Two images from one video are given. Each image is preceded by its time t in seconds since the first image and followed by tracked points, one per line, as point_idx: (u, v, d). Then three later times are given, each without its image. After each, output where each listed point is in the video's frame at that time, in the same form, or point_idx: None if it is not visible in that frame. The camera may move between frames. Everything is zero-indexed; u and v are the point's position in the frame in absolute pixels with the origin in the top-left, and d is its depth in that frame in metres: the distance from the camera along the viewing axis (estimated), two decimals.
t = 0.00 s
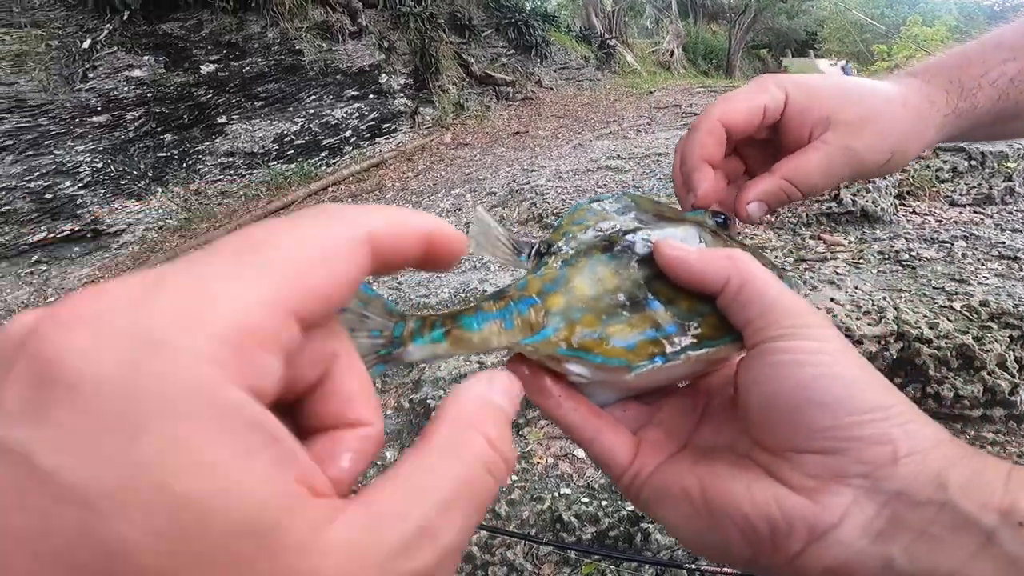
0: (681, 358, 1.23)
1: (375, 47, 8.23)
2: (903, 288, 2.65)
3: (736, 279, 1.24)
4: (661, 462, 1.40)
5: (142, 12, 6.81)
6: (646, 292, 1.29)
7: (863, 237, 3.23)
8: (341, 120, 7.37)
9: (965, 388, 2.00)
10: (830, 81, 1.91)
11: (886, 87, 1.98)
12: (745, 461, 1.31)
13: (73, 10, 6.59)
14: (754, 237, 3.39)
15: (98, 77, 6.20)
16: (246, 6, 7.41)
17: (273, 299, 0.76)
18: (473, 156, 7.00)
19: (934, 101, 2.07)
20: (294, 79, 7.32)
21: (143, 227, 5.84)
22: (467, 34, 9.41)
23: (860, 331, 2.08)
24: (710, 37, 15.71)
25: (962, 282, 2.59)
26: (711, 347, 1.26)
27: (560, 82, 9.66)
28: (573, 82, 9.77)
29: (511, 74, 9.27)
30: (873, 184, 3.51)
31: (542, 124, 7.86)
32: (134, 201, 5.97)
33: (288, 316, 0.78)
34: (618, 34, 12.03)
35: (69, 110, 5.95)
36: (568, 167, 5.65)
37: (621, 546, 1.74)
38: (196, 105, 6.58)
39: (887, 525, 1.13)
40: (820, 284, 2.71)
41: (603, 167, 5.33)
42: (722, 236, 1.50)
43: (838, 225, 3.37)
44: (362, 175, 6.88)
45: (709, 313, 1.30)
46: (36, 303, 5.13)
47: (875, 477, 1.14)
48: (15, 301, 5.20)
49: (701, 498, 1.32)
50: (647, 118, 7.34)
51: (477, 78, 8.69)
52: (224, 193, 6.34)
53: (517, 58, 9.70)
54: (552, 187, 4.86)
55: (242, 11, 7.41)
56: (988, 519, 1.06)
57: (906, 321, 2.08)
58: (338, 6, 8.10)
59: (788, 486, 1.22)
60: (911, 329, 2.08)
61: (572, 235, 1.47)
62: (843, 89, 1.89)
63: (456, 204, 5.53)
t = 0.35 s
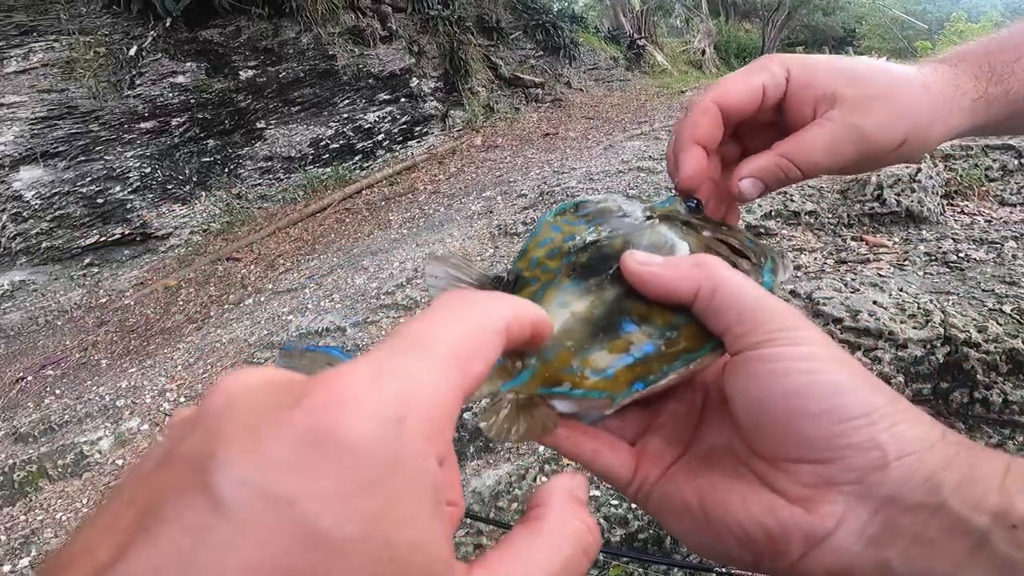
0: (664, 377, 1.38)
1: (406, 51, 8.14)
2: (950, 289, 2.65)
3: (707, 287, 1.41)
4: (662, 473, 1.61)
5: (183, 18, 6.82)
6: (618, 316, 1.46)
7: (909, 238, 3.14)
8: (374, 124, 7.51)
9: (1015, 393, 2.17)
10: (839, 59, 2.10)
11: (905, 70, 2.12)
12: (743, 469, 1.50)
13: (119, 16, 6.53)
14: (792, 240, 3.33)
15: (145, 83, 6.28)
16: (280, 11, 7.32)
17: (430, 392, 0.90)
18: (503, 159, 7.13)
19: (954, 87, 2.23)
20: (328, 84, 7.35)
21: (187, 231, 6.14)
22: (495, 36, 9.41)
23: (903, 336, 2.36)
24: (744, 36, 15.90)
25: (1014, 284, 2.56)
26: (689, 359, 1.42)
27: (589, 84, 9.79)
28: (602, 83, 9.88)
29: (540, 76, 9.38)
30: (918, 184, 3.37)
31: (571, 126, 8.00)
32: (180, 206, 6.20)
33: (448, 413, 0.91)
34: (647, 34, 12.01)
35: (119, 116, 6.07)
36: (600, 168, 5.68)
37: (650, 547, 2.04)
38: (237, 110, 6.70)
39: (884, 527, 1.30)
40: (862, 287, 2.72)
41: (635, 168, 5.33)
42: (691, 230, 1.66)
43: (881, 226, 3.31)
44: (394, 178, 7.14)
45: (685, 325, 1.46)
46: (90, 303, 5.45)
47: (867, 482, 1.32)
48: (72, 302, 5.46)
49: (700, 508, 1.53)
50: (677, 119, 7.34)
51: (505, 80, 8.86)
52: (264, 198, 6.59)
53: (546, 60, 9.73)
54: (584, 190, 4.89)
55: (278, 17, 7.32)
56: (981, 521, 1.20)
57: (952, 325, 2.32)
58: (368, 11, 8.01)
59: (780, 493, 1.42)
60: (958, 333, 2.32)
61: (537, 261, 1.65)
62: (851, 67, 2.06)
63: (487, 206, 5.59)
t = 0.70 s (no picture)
0: (649, 365, 1.58)
1: (428, 47, 8.13)
2: (979, 293, 2.61)
3: (687, 271, 1.59)
4: (659, 459, 1.87)
5: (212, 14, 6.80)
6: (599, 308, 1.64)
7: (941, 239, 3.08)
8: (397, 119, 7.59)
9: None
10: (826, 49, 2.32)
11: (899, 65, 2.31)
12: (738, 458, 1.76)
13: (150, 11, 6.56)
14: (818, 241, 3.28)
15: (176, 78, 6.36)
16: (306, 7, 7.26)
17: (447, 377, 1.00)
18: (524, 155, 7.14)
19: (954, 79, 2.37)
20: (352, 79, 7.39)
21: (215, 223, 6.29)
22: (518, 32, 9.39)
23: (930, 339, 2.33)
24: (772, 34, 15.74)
25: None
26: (674, 346, 1.60)
27: (611, 81, 9.76)
28: (624, 80, 9.86)
29: (562, 73, 9.39)
30: (951, 185, 3.30)
31: (592, 123, 7.99)
32: (208, 198, 6.33)
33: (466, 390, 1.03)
34: (671, 30, 11.92)
35: (151, 110, 6.18)
36: (621, 166, 5.66)
37: (662, 546, 2.05)
38: (264, 105, 6.78)
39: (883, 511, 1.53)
40: (888, 289, 2.67)
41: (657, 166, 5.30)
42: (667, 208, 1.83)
43: (911, 227, 3.23)
44: (416, 173, 7.22)
45: (668, 309, 1.65)
46: (120, 293, 5.62)
47: (864, 470, 1.55)
48: (104, 292, 5.63)
49: (697, 496, 1.78)
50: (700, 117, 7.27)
51: (528, 76, 8.84)
52: (289, 191, 6.72)
53: (567, 57, 9.70)
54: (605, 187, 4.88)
55: (303, 12, 7.25)
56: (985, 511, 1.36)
57: (981, 330, 2.28)
58: (391, 6, 7.88)
59: (776, 483, 1.67)
60: (987, 338, 2.28)
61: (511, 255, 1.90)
62: (836, 57, 2.27)
63: (507, 203, 5.60)
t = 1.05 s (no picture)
0: (669, 371, 1.61)
1: (448, 46, 8.16)
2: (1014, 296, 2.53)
3: (713, 283, 1.59)
4: (669, 467, 1.90)
5: (238, 14, 6.86)
6: (623, 312, 1.66)
7: (973, 242, 3.01)
8: (417, 118, 7.63)
9: None
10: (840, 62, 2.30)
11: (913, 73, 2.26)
12: (749, 468, 1.77)
13: (178, 11, 6.63)
14: (845, 241, 3.21)
15: (203, 78, 6.45)
16: (327, 7, 7.29)
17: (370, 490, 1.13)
18: (545, 154, 7.13)
19: (972, 90, 2.30)
20: (373, 79, 7.44)
21: (241, 221, 6.39)
22: (537, 31, 9.39)
23: (960, 343, 2.29)
24: (797, 33, 15.65)
25: None
26: (696, 354, 1.63)
27: (632, 79, 9.73)
28: (645, 79, 9.82)
29: (582, 71, 9.37)
30: (984, 185, 3.21)
31: (613, 121, 7.96)
32: (234, 197, 6.43)
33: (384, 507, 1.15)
34: (692, 29, 11.86)
35: (179, 110, 6.28)
36: (642, 166, 5.64)
37: (679, 549, 2.03)
38: (288, 104, 6.85)
39: (892, 523, 1.55)
40: (918, 291, 2.61)
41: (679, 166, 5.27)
42: (695, 225, 1.85)
43: (942, 228, 3.16)
44: (437, 172, 7.26)
45: (692, 319, 1.66)
46: (149, 290, 5.72)
47: (875, 481, 1.55)
48: (133, 288, 5.74)
49: (707, 505, 1.80)
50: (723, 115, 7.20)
51: (547, 75, 8.85)
52: (312, 189, 6.82)
53: (588, 55, 9.69)
54: (625, 187, 4.86)
55: (325, 12, 7.29)
56: (991, 520, 1.43)
57: (1015, 334, 2.26)
58: (412, 5, 7.87)
59: (785, 492, 1.68)
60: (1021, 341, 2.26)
61: (540, 261, 1.88)
62: (849, 68, 2.25)
63: (527, 202, 5.59)
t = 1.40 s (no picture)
0: (680, 369, 1.61)
1: (467, 43, 8.15)
2: None
3: (720, 282, 1.59)
4: (678, 465, 1.89)
5: (260, 10, 6.87)
6: (636, 313, 1.67)
7: (1002, 242, 2.94)
8: (436, 114, 7.66)
9: None
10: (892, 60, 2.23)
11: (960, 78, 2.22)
12: (757, 465, 1.76)
13: (201, 7, 6.60)
14: (870, 241, 3.16)
15: (226, 74, 6.52)
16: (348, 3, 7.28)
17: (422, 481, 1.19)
18: (562, 151, 7.12)
19: (1014, 95, 2.27)
20: (392, 76, 7.46)
21: (262, 215, 6.48)
22: (555, 28, 9.35)
23: (987, 344, 2.24)
24: (820, 31, 15.46)
25: None
26: (706, 352, 1.63)
27: (651, 77, 9.69)
28: (664, 77, 9.77)
29: (601, 68, 9.33)
30: (1014, 185, 3.15)
31: (632, 119, 7.91)
32: (255, 191, 6.52)
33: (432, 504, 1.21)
34: (712, 26, 11.77)
35: (204, 106, 6.35)
36: (661, 163, 5.60)
37: (692, 548, 2.02)
38: (308, 101, 6.92)
39: (897, 519, 1.51)
40: (944, 292, 2.57)
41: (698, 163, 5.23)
42: (706, 226, 1.83)
43: (970, 228, 3.09)
44: (455, 169, 7.30)
45: (702, 319, 1.66)
46: (173, 282, 5.88)
47: (880, 476, 1.53)
48: (158, 281, 5.91)
49: (715, 502, 1.79)
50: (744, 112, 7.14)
51: (566, 73, 8.84)
52: (331, 185, 6.92)
53: (606, 53, 9.66)
54: (643, 184, 4.84)
55: (346, 8, 7.29)
56: (997, 516, 1.35)
57: None
58: (430, 2, 7.87)
59: (791, 488, 1.67)
60: None
61: (554, 263, 1.91)
62: (902, 72, 2.18)
63: (544, 198, 5.59)
